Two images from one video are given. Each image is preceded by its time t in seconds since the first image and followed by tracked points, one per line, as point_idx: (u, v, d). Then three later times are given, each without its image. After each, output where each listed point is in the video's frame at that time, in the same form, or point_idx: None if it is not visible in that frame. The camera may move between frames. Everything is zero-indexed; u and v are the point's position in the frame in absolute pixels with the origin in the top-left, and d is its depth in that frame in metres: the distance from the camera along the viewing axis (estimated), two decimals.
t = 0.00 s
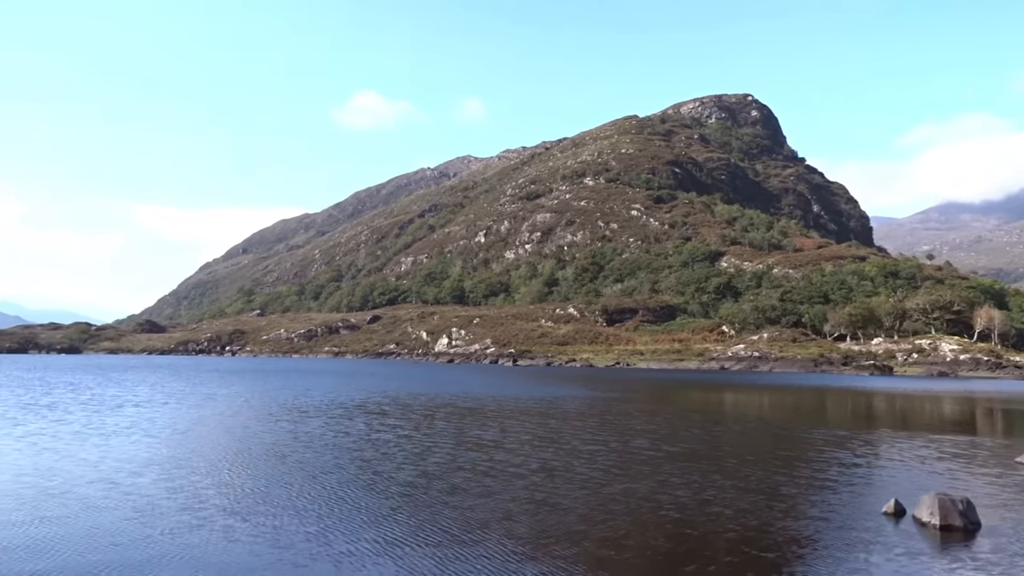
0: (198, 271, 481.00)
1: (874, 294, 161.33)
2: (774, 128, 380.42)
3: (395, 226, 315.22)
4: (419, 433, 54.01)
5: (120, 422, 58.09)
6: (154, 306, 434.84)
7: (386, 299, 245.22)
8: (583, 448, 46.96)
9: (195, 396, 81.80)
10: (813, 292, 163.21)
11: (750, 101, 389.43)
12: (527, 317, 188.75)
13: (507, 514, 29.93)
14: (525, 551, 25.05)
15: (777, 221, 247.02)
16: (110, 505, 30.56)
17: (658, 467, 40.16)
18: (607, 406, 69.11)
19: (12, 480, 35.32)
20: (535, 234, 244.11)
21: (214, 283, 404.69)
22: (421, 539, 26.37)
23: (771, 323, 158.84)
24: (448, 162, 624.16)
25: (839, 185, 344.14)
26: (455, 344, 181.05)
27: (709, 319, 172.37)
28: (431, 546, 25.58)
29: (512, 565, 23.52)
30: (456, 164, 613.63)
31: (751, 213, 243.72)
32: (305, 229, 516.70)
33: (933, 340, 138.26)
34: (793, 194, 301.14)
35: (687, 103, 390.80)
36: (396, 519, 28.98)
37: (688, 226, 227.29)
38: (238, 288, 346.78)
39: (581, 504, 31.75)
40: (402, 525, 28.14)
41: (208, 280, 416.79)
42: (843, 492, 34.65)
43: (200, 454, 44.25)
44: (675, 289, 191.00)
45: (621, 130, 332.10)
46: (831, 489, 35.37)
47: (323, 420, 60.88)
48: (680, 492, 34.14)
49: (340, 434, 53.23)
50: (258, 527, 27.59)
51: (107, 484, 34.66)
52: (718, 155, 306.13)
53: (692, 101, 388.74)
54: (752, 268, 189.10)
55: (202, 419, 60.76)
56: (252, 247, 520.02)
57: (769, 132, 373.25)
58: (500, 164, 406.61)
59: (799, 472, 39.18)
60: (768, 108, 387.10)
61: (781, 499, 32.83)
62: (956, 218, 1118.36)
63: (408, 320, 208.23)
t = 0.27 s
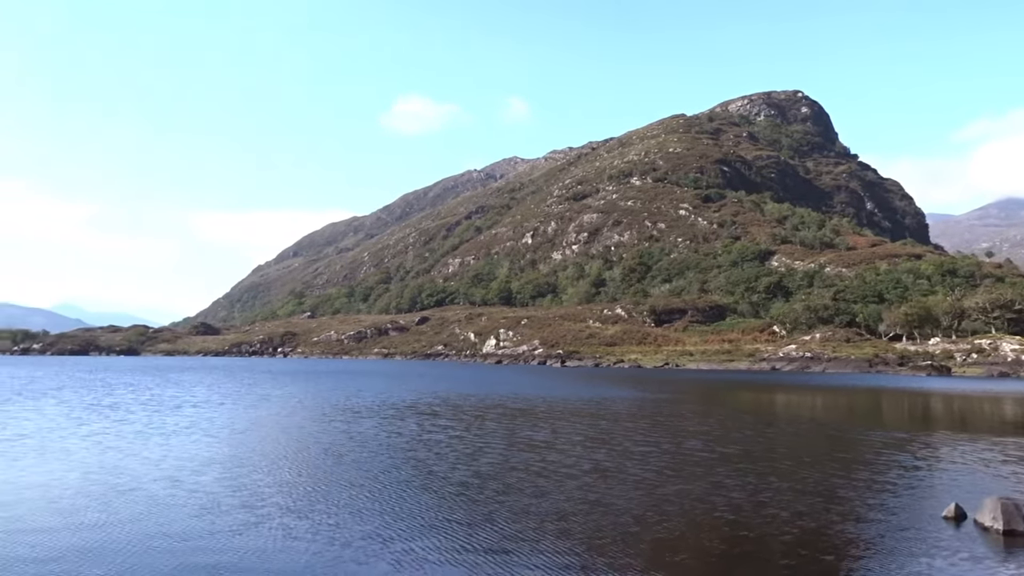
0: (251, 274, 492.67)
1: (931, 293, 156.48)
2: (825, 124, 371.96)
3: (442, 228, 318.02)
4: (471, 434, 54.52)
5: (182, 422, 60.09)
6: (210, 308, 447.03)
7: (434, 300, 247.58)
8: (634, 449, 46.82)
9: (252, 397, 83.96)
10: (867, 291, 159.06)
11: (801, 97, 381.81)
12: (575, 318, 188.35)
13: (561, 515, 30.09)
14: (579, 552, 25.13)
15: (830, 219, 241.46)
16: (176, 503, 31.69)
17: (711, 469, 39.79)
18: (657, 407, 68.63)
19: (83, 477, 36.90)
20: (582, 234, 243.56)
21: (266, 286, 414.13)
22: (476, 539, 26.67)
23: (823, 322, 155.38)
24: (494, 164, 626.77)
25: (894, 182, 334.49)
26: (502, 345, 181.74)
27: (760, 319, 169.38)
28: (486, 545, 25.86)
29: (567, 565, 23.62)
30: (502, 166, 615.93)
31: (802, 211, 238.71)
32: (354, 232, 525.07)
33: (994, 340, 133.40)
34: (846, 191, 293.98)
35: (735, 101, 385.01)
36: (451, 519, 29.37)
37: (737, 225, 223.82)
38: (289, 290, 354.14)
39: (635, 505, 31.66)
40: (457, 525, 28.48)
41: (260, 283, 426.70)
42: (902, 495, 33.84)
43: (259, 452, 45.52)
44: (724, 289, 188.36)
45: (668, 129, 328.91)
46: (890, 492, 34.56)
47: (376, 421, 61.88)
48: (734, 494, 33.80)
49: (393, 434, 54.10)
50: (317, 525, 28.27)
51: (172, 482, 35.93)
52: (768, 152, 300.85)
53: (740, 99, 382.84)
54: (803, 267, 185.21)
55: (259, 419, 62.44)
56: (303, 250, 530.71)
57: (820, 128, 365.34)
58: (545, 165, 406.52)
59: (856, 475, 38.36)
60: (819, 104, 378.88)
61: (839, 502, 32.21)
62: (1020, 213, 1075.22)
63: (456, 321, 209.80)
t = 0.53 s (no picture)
0: (298, 276, 501.85)
1: (987, 291, 151.33)
2: (875, 119, 362.71)
3: (486, 229, 319.47)
4: (519, 434, 54.78)
5: (238, 421, 61.72)
6: (259, 310, 457.00)
7: (478, 301, 248.95)
8: (683, 450, 46.51)
9: (302, 397, 85.69)
10: (920, 290, 154.37)
11: (849, 93, 373.05)
12: (619, 318, 187.19)
13: (611, 515, 30.08)
14: (628, 551, 25.19)
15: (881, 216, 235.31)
16: (233, 500, 32.69)
17: (763, 470, 39.28)
18: (704, 408, 67.88)
19: (145, 475, 38.34)
20: (626, 234, 242.06)
21: (313, 287, 421.55)
22: (525, 538, 26.86)
23: (874, 322, 151.56)
24: (537, 164, 626.79)
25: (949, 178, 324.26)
26: (547, 345, 181.70)
27: (808, 318, 165.95)
28: (538, 545, 26.05)
29: (617, 565, 23.69)
30: (545, 166, 615.73)
31: (852, 208, 233.10)
32: (399, 234, 530.96)
33: None
34: (898, 187, 286.16)
35: (781, 98, 378.16)
36: (503, 518, 29.66)
37: (784, 223, 219.68)
38: (336, 292, 359.87)
39: (685, 506, 31.49)
40: (507, 523, 28.82)
41: (307, 285, 434.47)
42: (962, 498, 32.90)
43: (313, 451, 46.51)
44: (771, 288, 185.10)
45: (713, 127, 324.72)
46: (949, 495, 33.64)
47: (424, 421, 62.63)
48: (786, 495, 33.33)
49: (442, 434, 54.70)
50: (370, 524, 28.83)
51: (229, 480, 37.01)
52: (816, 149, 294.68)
53: (786, 95, 375.87)
54: (853, 265, 180.86)
55: (310, 418, 63.73)
56: (349, 252, 538.65)
57: (870, 124, 356.39)
58: (589, 165, 405.08)
59: (911, 477, 37.46)
60: (868, 99, 369.73)
61: (896, 505, 31.50)
62: None
63: (501, 322, 210.46)
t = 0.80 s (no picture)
0: (353, 277, 510.92)
1: None
2: (938, 112, 350.20)
3: (538, 229, 319.74)
4: (576, 434, 54.83)
5: (300, 420, 63.36)
6: (316, 311, 466.79)
7: (530, 301, 249.39)
8: (744, 450, 45.84)
9: (360, 397, 87.36)
10: (986, 288, 148.34)
11: (910, 85, 360.91)
12: (673, 318, 184.96)
13: (672, 516, 29.95)
14: (690, 553, 25.06)
15: (945, 212, 226.94)
16: (298, 497, 33.70)
17: (827, 472, 38.50)
18: (762, 409, 66.71)
19: (213, 472, 39.78)
20: (680, 233, 239.13)
21: (368, 289, 428.50)
22: (587, 539, 26.99)
23: (938, 321, 146.30)
24: (589, 164, 623.98)
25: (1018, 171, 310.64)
26: (600, 345, 180.78)
27: (868, 317, 161.13)
28: (598, 545, 26.15)
29: (680, 565, 23.63)
30: (597, 166, 612.40)
31: (913, 204, 225.39)
32: (452, 235, 535.49)
33: None
34: (963, 182, 275.59)
35: (838, 92, 368.24)
36: (563, 518, 29.81)
37: (843, 220, 213.71)
38: (390, 293, 365.01)
39: (746, 507, 31.15)
40: (568, 523, 28.97)
41: (361, 286, 441.93)
42: None
43: (375, 450, 47.48)
44: (830, 286, 180.38)
45: (767, 123, 318.06)
46: None
47: (480, 420, 63.22)
48: (852, 497, 32.62)
49: (500, 434, 55.15)
50: (432, 522, 29.33)
51: (293, 477, 38.15)
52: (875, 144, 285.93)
53: (843, 89, 365.91)
54: (915, 262, 174.79)
55: (370, 418, 64.98)
56: (402, 253, 545.94)
57: (932, 117, 344.21)
58: (640, 164, 401.45)
59: (985, 480, 36.18)
60: (930, 92, 357.17)
61: (968, 508, 30.52)
62: None
63: (553, 322, 210.24)
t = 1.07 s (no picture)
0: (403, 277, 517.44)
1: None
2: (1000, 105, 337.06)
3: (587, 227, 318.66)
4: (629, 433, 54.68)
5: (355, 418, 64.64)
6: (368, 310, 474.09)
7: (580, 300, 248.93)
8: (800, 451, 45.05)
9: (413, 395, 88.69)
10: None
11: (970, 76, 348.23)
12: (724, 316, 182.17)
13: (728, 517, 29.67)
14: (748, 554, 24.89)
15: (1008, 206, 218.11)
16: (355, 493, 34.56)
17: (887, 473, 37.60)
18: (818, 409, 65.29)
19: (273, 468, 41.08)
20: (731, 230, 235.41)
21: (418, 288, 433.26)
22: (643, 538, 27.02)
23: (1000, 319, 140.87)
24: (638, 162, 618.69)
25: None
26: (650, 344, 179.31)
27: (928, 315, 155.95)
28: (654, 544, 26.11)
29: (737, 567, 23.45)
30: (646, 163, 606.70)
31: (974, 199, 217.20)
32: (501, 234, 537.54)
33: None
34: None
35: (894, 85, 357.33)
36: (618, 517, 29.89)
37: (900, 216, 207.25)
38: (439, 293, 368.43)
39: (804, 508, 30.75)
40: (623, 522, 29.05)
41: (412, 285, 447.24)
42: None
43: (429, 448, 48.19)
44: (886, 284, 175.21)
45: (821, 118, 310.38)
46: None
47: (532, 419, 63.53)
48: (915, 500, 31.80)
49: (552, 432, 55.33)
50: (488, 520, 29.74)
51: (351, 474, 39.14)
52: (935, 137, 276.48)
53: (899, 82, 354.93)
54: (976, 258, 168.49)
55: (423, 416, 65.96)
56: (451, 253, 550.33)
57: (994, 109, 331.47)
58: (690, 161, 396.23)
59: None
60: (992, 84, 343.97)
61: None
62: None
63: (603, 321, 209.30)
